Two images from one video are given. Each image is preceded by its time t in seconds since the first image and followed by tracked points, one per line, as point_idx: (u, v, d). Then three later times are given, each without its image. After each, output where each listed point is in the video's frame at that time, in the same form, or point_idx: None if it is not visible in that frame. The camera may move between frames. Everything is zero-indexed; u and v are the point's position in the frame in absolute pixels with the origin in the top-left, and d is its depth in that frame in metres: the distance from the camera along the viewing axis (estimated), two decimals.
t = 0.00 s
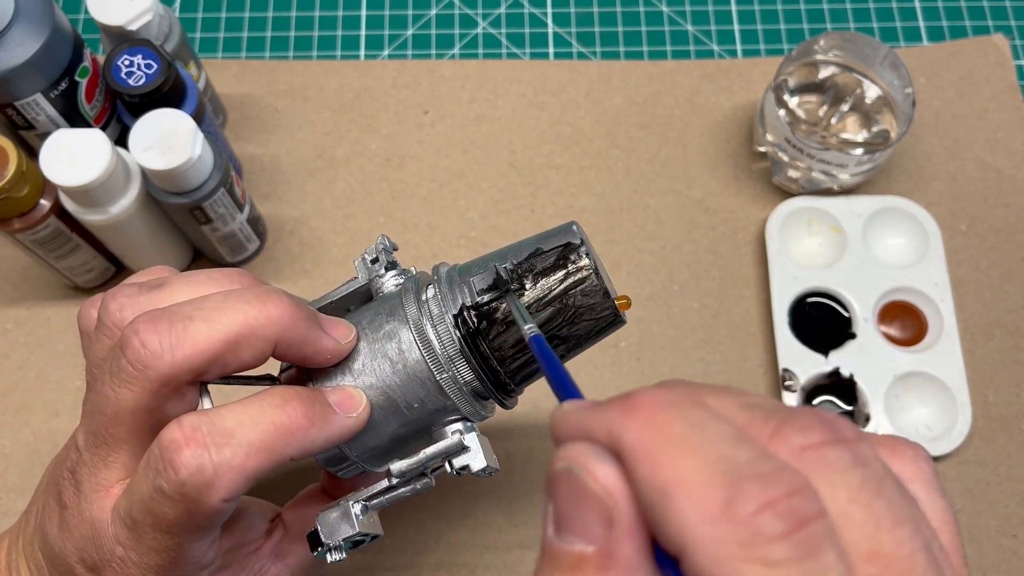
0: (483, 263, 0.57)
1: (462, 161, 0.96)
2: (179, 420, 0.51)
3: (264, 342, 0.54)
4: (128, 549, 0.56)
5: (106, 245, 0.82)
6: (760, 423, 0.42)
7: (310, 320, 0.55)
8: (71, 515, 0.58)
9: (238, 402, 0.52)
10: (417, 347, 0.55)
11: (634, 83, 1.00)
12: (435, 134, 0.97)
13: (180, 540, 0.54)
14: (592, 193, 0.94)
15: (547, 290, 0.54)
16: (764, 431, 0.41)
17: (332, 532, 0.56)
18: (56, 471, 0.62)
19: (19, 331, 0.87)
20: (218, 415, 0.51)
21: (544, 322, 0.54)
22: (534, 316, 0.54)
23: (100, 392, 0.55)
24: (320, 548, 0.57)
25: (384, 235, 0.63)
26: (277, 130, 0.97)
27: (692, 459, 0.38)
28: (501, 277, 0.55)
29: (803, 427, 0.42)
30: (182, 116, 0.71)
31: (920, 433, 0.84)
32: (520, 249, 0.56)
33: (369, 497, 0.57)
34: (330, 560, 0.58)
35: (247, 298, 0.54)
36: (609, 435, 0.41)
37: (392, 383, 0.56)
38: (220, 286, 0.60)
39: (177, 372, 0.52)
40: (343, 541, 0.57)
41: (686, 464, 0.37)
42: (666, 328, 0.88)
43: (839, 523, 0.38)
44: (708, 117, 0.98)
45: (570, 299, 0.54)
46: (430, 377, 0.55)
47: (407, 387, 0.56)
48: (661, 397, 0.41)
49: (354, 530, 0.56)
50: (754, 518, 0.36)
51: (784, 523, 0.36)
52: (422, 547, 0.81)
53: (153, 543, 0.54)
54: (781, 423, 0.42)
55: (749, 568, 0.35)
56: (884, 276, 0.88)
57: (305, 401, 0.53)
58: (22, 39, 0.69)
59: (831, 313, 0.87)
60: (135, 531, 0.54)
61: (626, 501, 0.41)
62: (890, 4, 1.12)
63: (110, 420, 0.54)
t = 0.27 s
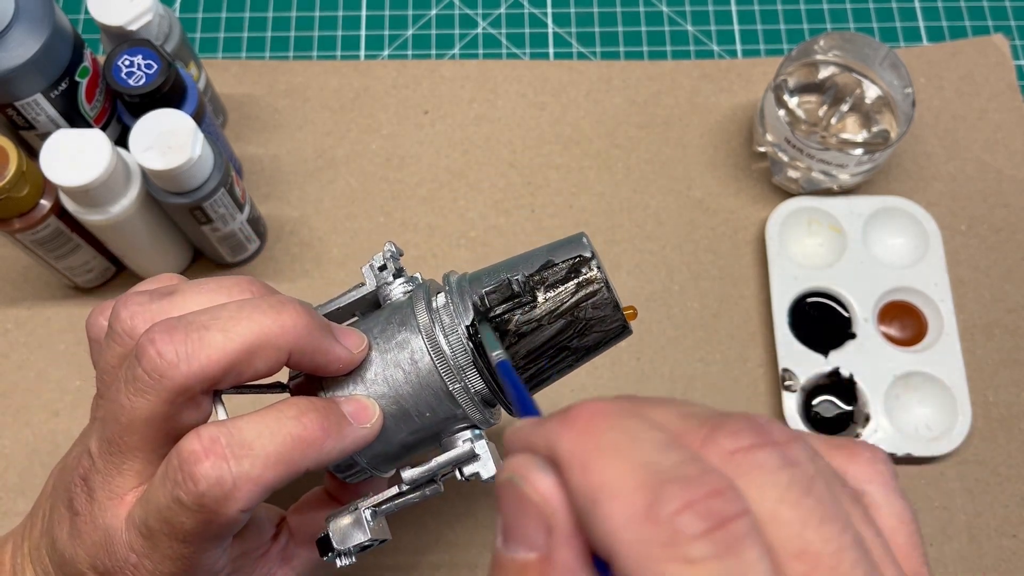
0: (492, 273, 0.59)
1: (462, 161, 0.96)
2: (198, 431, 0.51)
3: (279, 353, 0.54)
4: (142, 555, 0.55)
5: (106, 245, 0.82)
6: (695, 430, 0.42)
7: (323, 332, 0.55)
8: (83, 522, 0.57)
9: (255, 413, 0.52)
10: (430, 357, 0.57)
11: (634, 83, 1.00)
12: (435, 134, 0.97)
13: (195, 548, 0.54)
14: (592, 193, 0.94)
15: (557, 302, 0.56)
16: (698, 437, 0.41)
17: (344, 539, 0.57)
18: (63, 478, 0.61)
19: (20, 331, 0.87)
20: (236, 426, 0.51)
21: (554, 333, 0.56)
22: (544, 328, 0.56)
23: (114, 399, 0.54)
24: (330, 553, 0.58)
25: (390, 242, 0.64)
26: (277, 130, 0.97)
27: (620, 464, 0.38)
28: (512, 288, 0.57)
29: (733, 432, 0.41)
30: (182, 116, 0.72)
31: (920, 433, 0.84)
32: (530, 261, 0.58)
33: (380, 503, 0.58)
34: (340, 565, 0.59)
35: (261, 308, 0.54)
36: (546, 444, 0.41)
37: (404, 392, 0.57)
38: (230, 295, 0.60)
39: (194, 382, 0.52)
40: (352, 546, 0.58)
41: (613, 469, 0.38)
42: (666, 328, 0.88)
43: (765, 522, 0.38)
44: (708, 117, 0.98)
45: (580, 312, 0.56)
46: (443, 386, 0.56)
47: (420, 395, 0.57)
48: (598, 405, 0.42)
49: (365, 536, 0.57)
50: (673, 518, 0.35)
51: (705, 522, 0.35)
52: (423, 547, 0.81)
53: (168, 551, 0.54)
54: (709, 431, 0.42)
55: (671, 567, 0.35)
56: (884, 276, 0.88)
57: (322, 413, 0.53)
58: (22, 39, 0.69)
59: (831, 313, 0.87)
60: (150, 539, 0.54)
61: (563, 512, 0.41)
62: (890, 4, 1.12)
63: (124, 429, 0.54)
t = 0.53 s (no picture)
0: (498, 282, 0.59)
1: (462, 161, 0.96)
2: (209, 442, 0.51)
3: (289, 361, 0.54)
4: (149, 561, 0.55)
5: (106, 245, 0.82)
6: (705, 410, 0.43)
7: (332, 340, 0.55)
8: (89, 526, 0.57)
9: (265, 423, 0.52)
10: (437, 366, 0.57)
11: (634, 84, 1.00)
12: (436, 134, 0.97)
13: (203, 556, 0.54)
14: (592, 193, 0.94)
15: (563, 312, 0.56)
16: (708, 416, 0.42)
17: (350, 545, 0.58)
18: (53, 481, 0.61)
19: (20, 331, 0.87)
20: (247, 436, 0.51)
21: (560, 342, 0.57)
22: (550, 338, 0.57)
23: (122, 407, 0.54)
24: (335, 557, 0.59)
25: (394, 248, 0.64)
26: (277, 130, 0.97)
27: (631, 434, 0.38)
28: (518, 298, 0.57)
29: (744, 413, 0.42)
30: (182, 116, 0.72)
31: (920, 433, 0.84)
32: (536, 271, 0.58)
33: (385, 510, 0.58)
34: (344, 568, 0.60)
35: (272, 318, 0.54)
36: (558, 418, 0.42)
37: (411, 401, 0.57)
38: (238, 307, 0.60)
39: (200, 391, 0.52)
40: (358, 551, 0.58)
41: (624, 440, 0.38)
42: (666, 328, 0.88)
43: (772, 500, 0.38)
44: (708, 117, 0.98)
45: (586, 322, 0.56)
46: (450, 395, 0.57)
47: (426, 404, 0.57)
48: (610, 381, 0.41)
49: (371, 542, 0.57)
50: (680, 489, 0.36)
51: (712, 494, 0.36)
52: (423, 547, 0.81)
53: (177, 558, 0.54)
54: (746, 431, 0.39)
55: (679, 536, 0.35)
56: (884, 276, 0.89)
57: (332, 422, 0.53)
58: (22, 39, 0.69)
59: (830, 314, 0.87)
60: (159, 545, 0.54)
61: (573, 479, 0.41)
62: (890, 5, 1.12)
63: (133, 437, 0.54)
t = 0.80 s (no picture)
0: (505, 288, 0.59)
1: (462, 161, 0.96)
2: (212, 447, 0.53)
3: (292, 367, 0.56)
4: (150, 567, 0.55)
5: (106, 245, 0.82)
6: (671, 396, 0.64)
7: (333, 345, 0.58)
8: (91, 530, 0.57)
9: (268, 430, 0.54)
10: (437, 372, 0.57)
11: (634, 84, 1.00)
12: (436, 134, 0.97)
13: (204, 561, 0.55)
14: (593, 193, 0.94)
15: (563, 319, 0.56)
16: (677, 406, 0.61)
17: (350, 549, 0.58)
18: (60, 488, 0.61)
19: (20, 331, 0.87)
20: (248, 443, 0.53)
21: (561, 349, 0.57)
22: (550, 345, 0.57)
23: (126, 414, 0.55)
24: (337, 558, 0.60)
25: (395, 253, 0.63)
26: (277, 131, 0.97)
27: (631, 443, 0.52)
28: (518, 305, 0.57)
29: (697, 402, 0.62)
30: (182, 115, 0.72)
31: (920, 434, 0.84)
32: (538, 279, 0.58)
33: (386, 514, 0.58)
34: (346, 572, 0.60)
35: (277, 325, 0.57)
36: (565, 430, 0.54)
37: (412, 407, 0.57)
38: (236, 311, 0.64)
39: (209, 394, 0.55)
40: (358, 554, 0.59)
41: (628, 448, 0.51)
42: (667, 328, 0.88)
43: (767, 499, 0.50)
44: (708, 117, 0.98)
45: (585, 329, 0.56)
46: (450, 401, 0.57)
47: (428, 410, 0.57)
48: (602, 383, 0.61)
49: (371, 544, 0.58)
50: (685, 486, 0.47)
51: (715, 491, 0.47)
52: (423, 547, 0.81)
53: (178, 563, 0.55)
54: (715, 408, 0.62)
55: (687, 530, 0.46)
56: (884, 275, 0.88)
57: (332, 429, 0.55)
58: (22, 39, 0.69)
59: (830, 314, 0.87)
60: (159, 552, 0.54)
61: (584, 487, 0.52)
62: (890, 4, 1.12)
63: (135, 446, 0.54)
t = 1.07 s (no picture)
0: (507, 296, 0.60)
1: (462, 161, 0.96)
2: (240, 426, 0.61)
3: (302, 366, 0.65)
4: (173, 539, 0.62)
5: (107, 246, 0.81)
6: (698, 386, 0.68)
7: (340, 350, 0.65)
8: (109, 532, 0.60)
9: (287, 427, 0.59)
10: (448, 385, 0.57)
11: (634, 84, 1.00)
12: (436, 134, 0.97)
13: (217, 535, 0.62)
14: (593, 193, 0.94)
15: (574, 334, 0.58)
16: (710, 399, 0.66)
17: (351, 557, 0.61)
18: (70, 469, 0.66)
19: (19, 331, 0.87)
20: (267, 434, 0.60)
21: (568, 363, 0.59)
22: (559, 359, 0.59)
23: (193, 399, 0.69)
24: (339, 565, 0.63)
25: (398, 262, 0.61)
26: (277, 130, 0.97)
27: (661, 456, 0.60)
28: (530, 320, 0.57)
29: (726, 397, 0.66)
30: (182, 115, 0.72)
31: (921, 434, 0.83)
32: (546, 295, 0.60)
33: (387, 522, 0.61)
34: None
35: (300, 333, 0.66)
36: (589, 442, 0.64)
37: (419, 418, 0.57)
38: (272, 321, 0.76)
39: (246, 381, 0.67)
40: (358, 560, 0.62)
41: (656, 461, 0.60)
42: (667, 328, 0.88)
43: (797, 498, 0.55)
44: (708, 117, 0.98)
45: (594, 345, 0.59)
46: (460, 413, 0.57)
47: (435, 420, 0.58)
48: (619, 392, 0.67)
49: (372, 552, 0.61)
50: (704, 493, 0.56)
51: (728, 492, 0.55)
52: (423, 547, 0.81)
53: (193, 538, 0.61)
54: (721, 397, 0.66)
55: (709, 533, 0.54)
56: (884, 276, 0.89)
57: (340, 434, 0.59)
58: (22, 39, 0.69)
59: (830, 314, 0.88)
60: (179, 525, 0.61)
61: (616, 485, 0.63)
62: (890, 4, 1.12)
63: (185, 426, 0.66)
